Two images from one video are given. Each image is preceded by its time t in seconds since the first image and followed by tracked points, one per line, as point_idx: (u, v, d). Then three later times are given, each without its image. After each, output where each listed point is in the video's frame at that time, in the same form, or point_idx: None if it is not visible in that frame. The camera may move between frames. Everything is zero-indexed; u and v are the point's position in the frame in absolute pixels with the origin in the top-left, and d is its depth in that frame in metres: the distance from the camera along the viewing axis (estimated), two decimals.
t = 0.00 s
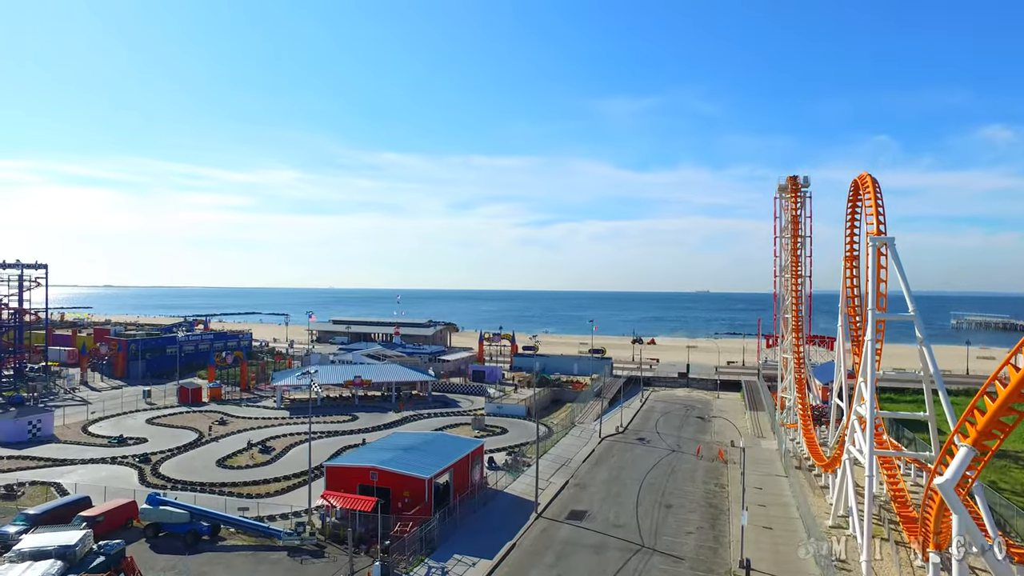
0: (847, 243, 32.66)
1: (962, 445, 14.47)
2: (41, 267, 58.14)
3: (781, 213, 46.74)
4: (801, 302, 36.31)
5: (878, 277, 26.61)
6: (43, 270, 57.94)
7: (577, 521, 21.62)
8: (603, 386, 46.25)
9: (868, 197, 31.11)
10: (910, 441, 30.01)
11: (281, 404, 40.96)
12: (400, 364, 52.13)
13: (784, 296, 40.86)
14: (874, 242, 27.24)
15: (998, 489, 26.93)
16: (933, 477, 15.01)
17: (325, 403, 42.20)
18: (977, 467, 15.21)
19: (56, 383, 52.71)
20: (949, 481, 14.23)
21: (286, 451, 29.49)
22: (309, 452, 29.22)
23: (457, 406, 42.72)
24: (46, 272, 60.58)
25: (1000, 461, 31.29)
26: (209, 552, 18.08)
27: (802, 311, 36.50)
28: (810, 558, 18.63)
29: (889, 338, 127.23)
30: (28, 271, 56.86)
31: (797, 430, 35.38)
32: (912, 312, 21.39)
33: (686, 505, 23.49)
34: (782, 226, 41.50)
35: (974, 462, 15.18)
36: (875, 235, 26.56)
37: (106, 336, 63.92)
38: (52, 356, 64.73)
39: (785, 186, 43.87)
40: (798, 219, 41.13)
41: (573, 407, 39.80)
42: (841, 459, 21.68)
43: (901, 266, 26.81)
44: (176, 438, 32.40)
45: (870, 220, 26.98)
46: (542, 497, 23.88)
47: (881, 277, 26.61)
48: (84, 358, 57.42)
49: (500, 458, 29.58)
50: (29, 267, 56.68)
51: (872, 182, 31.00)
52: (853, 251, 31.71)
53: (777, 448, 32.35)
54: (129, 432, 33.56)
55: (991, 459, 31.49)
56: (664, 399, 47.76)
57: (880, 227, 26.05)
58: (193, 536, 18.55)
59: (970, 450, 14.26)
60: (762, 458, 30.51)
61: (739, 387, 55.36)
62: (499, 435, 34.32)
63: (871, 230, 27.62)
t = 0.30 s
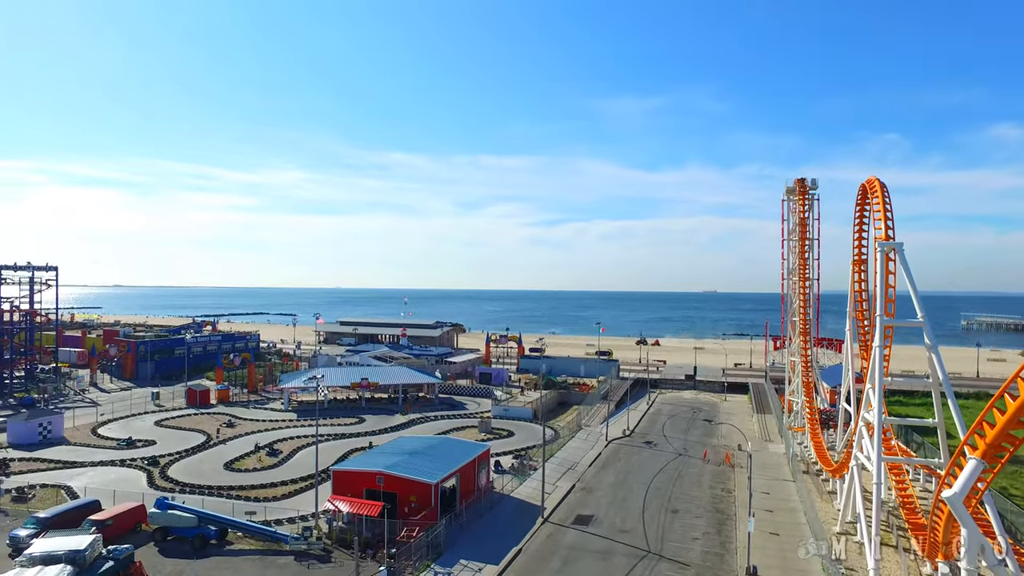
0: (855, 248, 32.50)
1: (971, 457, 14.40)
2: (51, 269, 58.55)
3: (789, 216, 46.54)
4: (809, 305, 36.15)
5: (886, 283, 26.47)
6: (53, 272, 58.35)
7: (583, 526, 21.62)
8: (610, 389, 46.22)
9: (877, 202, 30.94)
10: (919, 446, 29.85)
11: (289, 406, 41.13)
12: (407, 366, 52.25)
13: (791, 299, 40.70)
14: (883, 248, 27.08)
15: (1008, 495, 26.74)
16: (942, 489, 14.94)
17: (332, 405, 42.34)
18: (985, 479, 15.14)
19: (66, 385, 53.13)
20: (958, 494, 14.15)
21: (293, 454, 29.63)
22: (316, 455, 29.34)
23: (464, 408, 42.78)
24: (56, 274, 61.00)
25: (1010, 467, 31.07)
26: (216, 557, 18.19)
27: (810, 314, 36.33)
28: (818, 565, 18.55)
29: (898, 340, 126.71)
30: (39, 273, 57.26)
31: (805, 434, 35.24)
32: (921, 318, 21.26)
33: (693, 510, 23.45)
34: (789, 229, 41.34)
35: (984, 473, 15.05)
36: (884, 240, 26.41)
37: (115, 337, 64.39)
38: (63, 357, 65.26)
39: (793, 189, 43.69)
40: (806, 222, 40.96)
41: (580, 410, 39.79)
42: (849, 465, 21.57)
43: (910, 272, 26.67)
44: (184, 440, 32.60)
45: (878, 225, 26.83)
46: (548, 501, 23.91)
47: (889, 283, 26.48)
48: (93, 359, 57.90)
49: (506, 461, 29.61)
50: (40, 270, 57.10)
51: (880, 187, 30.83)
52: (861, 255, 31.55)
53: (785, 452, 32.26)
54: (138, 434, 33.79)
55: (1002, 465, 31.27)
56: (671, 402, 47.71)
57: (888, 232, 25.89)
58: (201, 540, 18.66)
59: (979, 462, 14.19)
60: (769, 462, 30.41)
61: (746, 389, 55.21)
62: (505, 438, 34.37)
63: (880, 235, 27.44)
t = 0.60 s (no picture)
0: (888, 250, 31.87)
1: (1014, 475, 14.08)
2: (89, 271, 59.91)
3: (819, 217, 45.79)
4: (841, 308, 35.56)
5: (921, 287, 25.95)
6: (91, 274, 59.65)
7: (610, 532, 21.54)
8: (637, 392, 45.98)
9: (910, 204, 30.33)
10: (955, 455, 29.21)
11: (318, 408, 41.61)
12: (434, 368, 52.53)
13: (822, 303, 40.06)
14: (916, 252, 26.54)
15: None
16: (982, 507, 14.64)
17: (360, 407, 42.73)
18: None
19: (103, 384, 54.38)
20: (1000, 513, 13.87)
21: (323, 455, 29.95)
22: (345, 457, 29.64)
23: (491, 411, 42.89)
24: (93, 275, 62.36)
25: None
26: (248, 557, 18.47)
27: (842, 317, 35.73)
28: None
29: (933, 344, 124.09)
30: (77, 275, 58.60)
31: (836, 440, 34.70)
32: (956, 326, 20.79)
33: (722, 518, 23.22)
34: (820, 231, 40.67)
35: None
36: (918, 244, 25.88)
37: (150, 338, 65.73)
38: (100, 357, 66.81)
39: (823, 190, 42.97)
40: (837, 224, 40.29)
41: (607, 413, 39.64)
42: (883, 473, 21.18)
43: (945, 276, 26.12)
44: (216, 440, 33.16)
45: (912, 229, 26.29)
46: (575, 506, 23.86)
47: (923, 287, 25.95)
48: (129, 360, 59.18)
49: (533, 465, 29.64)
50: (79, 272, 58.54)
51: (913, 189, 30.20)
52: (893, 258, 30.93)
53: (816, 458, 31.80)
54: (172, 434, 34.44)
55: None
56: (699, 406, 47.30)
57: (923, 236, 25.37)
58: (233, 540, 18.98)
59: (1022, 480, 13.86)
60: (800, 469, 30.00)
61: (776, 393, 54.54)
62: (532, 441, 34.39)
63: (914, 238, 26.85)
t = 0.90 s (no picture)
0: (953, 252, 30.60)
1: None
2: (153, 274, 62.15)
3: (879, 216, 44.28)
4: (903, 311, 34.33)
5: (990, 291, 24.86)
6: (155, 277, 61.89)
7: (660, 539, 21.31)
8: (688, 395, 45.35)
9: (977, 203, 29.08)
10: None
11: (369, 408, 42.31)
12: (483, 370, 52.74)
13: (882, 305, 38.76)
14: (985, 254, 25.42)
15: None
16: None
17: (410, 408, 43.29)
18: None
19: (166, 383, 56.41)
20: None
21: (374, 455, 30.46)
22: (395, 458, 30.07)
23: (540, 413, 42.90)
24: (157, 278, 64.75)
25: None
26: (302, 555, 18.87)
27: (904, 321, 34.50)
28: None
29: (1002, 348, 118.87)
30: (142, 278, 60.86)
31: (898, 449, 33.52)
32: None
33: (776, 528, 22.71)
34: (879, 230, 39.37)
35: None
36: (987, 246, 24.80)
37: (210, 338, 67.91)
38: (163, 356, 69.34)
39: (882, 188, 41.56)
40: (898, 224, 38.92)
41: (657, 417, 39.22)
42: (950, 486, 20.36)
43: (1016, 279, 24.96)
44: (272, 439, 34.06)
45: (980, 230, 25.20)
46: (624, 511, 23.68)
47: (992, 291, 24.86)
48: (190, 360, 61.25)
49: (581, 469, 29.54)
50: (144, 275, 60.98)
51: (981, 187, 28.93)
52: (960, 260, 29.69)
53: (876, 468, 30.80)
54: (230, 432, 35.51)
55: None
56: (752, 411, 46.36)
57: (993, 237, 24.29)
58: (288, 538, 19.45)
59: None
60: (859, 479, 29.09)
61: (833, 398, 53.04)
62: (581, 444, 34.24)
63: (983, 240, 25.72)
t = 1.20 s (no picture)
0: None
1: None
2: (223, 276, 64.54)
3: (958, 215, 42.17)
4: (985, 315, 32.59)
5: None
6: (225, 279, 64.27)
7: (721, 548, 20.89)
8: (751, 400, 44.29)
9: None
10: None
11: (429, 409, 42.87)
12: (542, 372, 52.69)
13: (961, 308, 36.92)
14: None
15: None
16: None
17: (469, 409, 43.67)
18: None
19: (236, 381, 58.50)
20: None
21: (433, 456, 30.82)
22: (454, 458, 30.39)
23: (598, 416, 42.63)
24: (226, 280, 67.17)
25: None
26: (364, 553, 19.27)
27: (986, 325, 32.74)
28: None
29: None
30: (213, 280, 63.32)
31: (980, 461, 31.81)
32: None
33: (845, 541, 21.92)
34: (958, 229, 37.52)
35: None
36: None
37: (276, 338, 70.15)
38: (233, 355, 71.98)
39: (962, 185, 39.55)
40: (979, 222, 36.97)
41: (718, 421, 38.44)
42: None
43: None
44: (335, 437, 34.89)
45: None
46: (684, 519, 23.28)
47: None
48: (257, 359, 63.36)
49: (641, 473, 29.22)
50: (216, 277, 63.42)
51: None
52: None
53: (955, 482, 29.34)
54: (296, 430, 36.54)
55: None
56: (819, 417, 44.91)
57: None
58: (350, 536, 19.88)
59: None
60: (936, 493, 27.77)
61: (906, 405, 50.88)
62: (640, 448, 33.88)
63: None
